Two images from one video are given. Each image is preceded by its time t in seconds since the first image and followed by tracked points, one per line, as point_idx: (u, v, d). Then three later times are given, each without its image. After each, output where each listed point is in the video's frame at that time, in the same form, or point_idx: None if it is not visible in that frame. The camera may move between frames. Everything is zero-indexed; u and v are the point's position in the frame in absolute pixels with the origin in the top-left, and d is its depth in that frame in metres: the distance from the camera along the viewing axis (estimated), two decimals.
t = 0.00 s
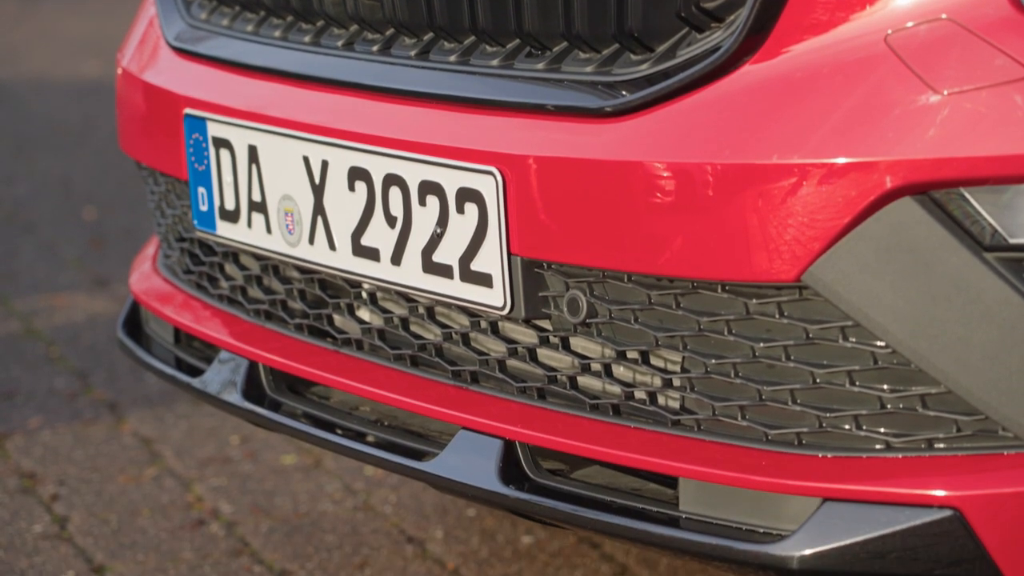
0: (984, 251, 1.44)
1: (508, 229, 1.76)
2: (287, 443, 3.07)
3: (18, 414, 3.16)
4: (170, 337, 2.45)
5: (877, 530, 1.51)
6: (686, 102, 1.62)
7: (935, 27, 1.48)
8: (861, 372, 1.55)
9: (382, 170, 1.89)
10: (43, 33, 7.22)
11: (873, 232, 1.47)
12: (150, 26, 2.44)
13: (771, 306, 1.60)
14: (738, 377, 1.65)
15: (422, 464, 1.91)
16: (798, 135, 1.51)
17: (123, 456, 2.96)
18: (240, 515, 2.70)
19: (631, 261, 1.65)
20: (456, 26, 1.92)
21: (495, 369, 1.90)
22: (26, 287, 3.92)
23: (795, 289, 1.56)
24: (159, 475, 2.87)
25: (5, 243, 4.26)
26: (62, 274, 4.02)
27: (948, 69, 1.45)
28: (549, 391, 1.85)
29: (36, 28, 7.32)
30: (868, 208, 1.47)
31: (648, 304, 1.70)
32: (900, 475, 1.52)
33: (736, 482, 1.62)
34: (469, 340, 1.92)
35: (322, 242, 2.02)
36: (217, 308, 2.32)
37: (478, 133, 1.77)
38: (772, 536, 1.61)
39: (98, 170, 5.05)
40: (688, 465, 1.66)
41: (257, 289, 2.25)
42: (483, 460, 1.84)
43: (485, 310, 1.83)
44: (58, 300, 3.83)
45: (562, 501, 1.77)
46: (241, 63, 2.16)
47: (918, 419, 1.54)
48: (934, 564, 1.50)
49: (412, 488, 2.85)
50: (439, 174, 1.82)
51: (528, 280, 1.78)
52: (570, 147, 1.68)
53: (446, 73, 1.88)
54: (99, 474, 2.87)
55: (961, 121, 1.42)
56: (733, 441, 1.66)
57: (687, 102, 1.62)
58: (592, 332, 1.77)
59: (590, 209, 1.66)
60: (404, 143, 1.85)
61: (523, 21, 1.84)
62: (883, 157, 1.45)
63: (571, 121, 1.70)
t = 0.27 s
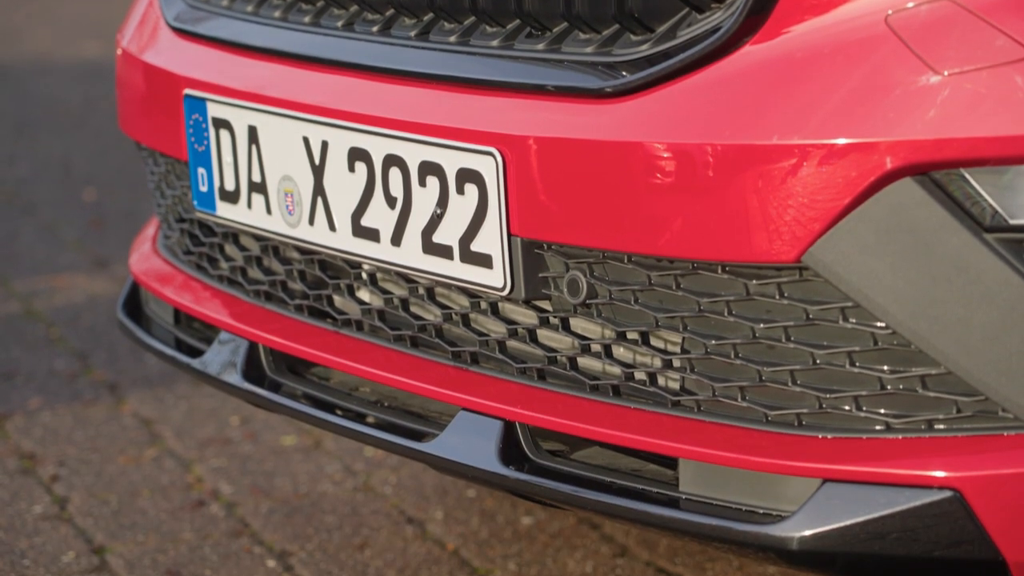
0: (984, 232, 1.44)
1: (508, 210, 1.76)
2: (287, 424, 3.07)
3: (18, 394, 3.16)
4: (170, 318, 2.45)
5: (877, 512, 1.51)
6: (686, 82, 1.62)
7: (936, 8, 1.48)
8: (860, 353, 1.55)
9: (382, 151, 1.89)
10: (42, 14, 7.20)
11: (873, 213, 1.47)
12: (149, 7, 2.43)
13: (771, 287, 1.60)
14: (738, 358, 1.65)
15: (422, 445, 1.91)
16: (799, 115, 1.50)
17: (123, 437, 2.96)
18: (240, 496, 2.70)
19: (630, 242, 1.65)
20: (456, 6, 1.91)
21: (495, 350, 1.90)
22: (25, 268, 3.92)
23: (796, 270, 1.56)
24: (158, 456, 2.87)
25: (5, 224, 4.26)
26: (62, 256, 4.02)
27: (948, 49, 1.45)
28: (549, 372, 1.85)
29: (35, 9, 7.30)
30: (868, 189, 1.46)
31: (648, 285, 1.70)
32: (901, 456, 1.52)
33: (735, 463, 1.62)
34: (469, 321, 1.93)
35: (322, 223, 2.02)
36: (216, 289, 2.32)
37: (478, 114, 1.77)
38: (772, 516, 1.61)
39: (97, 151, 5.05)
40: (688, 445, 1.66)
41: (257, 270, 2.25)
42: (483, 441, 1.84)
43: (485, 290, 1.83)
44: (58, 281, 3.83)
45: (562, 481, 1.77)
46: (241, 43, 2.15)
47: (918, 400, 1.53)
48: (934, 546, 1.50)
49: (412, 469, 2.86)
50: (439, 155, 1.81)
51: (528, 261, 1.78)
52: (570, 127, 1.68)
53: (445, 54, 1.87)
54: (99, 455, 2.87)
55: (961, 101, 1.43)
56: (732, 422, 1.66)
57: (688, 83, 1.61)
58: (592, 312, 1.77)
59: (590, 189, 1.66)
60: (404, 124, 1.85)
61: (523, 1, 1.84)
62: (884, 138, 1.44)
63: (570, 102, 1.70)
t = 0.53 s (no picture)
0: (984, 217, 1.44)
1: (508, 194, 1.76)
2: (287, 409, 3.08)
3: (18, 378, 3.16)
4: (170, 302, 2.45)
5: (877, 496, 1.51)
6: (686, 66, 1.62)
7: None
8: (860, 338, 1.56)
9: (382, 135, 1.89)
10: None
11: (873, 198, 1.47)
12: None
13: (771, 272, 1.60)
14: (738, 343, 1.66)
15: (422, 430, 1.92)
16: (800, 100, 1.50)
17: (123, 421, 2.97)
18: (240, 481, 2.71)
19: (630, 227, 1.65)
20: None
21: (495, 335, 1.90)
22: (25, 252, 3.92)
23: (795, 254, 1.56)
24: (158, 441, 2.88)
25: (4, 208, 4.26)
26: (62, 240, 4.02)
27: (948, 34, 1.45)
28: (549, 356, 1.85)
29: None
30: (868, 173, 1.46)
31: (648, 270, 1.70)
32: (901, 440, 1.52)
33: (735, 448, 1.62)
34: (469, 306, 1.93)
35: (322, 208, 2.02)
36: (216, 274, 2.32)
37: (478, 99, 1.77)
38: (772, 501, 1.61)
39: (97, 135, 5.05)
40: (688, 430, 1.66)
41: (257, 254, 2.25)
42: (483, 426, 1.84)
43: (485, 275, 1.83)
44: (57, 266, 3.83)
45: (562, 466, 1.77)
46: (240, 28, 2.15)
47: (918, 385, 1.54)
48: (934, 531, 1.50)
49: (412, 453, 2.86)
50: (439, 139, 1.81)
51: (527, 246, 1.78)
52: (569, 111, 1.67)
53: (446, 38, 1.87)
54: (99, 440, 2.87)
55: (961, 85, 1.42)
56: (732, 406, 1.67)
57: (687, 67, 1.61)
58: (592, 297, 1.77)
59: (590, 174, 1.66)
60: (404, 108, 1.84)
61: None
62: (884, 122, 1.44)
63: (570, 86, 1.70)
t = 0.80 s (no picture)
0: (984, 200, 1.44)
1: (508, 177, 1.76)
2: (286, 392, 3.08)
3: (17, 361, 3.16)
4: (170, 285, 2.45)
5: (876, 479, 1.51)
6: (687, 49, 1.61)
7: None
8: (860, 321, 1.56)
9: (382, 118, 1.89)
10: None
11: (873, 181, 1.47)
12: None
13: (771, 255, 1.60)
14: (738, 326, 1.66)
15: (422, 413, 1.92)
16: (800, 83, 1.50)
17: (123, 404, 2.97)
18: (240, 464, 2.71)
19: (630, 209, 1.64)
20: None
21: (495, 318, 1.90)
22: (24, 235, 3.91)
23: (795, 237, 1.56)
24: (158, 423, 2.88)
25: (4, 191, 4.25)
26: (61, 223, 4.01)
27: (949, 17, 1.45)
28: (549, 339, 1.85)
29: None
30: (868, 156, 1.46)
31: (648, 253, 1.70)
32: (901, 423, 1.52)
33: (735, 431, 1.62)
34: (469, 289, 1.93)
35: (322, 190, 2.02)
36: (217, 256, 2.32)
37: (478, 81, 1.77)
38: (772, 484, 1.61)
39: (97, 118, 5.04)
40: (688, 412, 1.66)
41: (257, 237, 2.24)
42: (483, 409, 1.85)
43: (485, 258, 1.83)
44: (57, 248, 3.82)
45: (562, 449, 1.77)
46: (240, 10, 2.14)
47: (918, 368, 1.54)
48: (934, 513, 1.50)
49: (412, 436, 2.86)
50: (439, 122, 1.81)
51: (527, 228, 1.78)
52: (570, 94, 1.67)
53: (446, 20, 1.86)
54: (99, 422, 2.88)
55: (961, 69, 1.42)
56: (732, 389, 1.67)
57: (688, 50, 1.61)
58: (592, 280, 1.77)
59: (590, 157, 1.66)
60: (404, 91, 1.84)
61: None
62: (885, 105, 1.44)
63: (570, 69, 1.70)
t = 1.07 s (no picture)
0: (985, 183, 1.44)
1: (508, 160, 1.75)
2: (287, 375, 3.08)
3: (17, 345, 3.16)
4: (170, 269, 2.45)
5: (876, 463, 1.51)
6: (687, 33, 1.61)
7: None
8: (861, 304, 1.56)
9: (382, 102, 1.89)
10: None
11: (872, 164, 1.47)
12: None
13: (771, 238, 1.60)
14: (738, 310, 1.66)
15: (422, 397, 1.92)
16: (800, 66, 1.50)
17: (123, 387, 2.97)
18: (240, 447, 2.71)
19: (631, 193, 1.64)
20: None
21: (495, 301, 1.90)
22: (24, 219, 3.91)
23: (795, 220, 1.56)
24: (159, 407, 2.88)
25: (4, 175, 4.25)
26: (62, 206, 4.01)
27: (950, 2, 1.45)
28: (549, 323, 1.85)
29: None
30: (868, 140, 1.46)
31: (648, 236, 1.70)
32: (901, 407, 1.52)
33: (735, 415, 1.63)
34: (469, 272, 1.93)
35: (322, 174, 2.02)
36: (217, 240, 2.32)
37: (478, 64, 1.76)
38: (772, 467, 1.61)
39: (97, 101, 5.03)
40: (688, 396, 1.66)
41: (257, 220, 2.24)
42: (483, 393, 1.85)
43: (485, 242, 1.83)
44: (57, 232, 3.82)
45: (562, 432, 1.77)
46: None
47: (918, 351, 1.54)
48: (934, 497, 1.50)
49: (412, 420, 2.87)
50: (439, 105, 1.81)
51: (527, 212, 1.78)
52: (570, 77, 1.67)
53: (447, 4, 1.86)
54: (99, 406, 2.88)
55: (961, 52, 1.42)
56: (733, 373, 1.67)
57: (688, 33, 1.61)
58: (592, 263, 1.77)
59: (591, 140, 1.65)
60: (404, 74, 1.84)
61: None
62: (886, 89, 1.44)
63: (571, 52, 1.70)
